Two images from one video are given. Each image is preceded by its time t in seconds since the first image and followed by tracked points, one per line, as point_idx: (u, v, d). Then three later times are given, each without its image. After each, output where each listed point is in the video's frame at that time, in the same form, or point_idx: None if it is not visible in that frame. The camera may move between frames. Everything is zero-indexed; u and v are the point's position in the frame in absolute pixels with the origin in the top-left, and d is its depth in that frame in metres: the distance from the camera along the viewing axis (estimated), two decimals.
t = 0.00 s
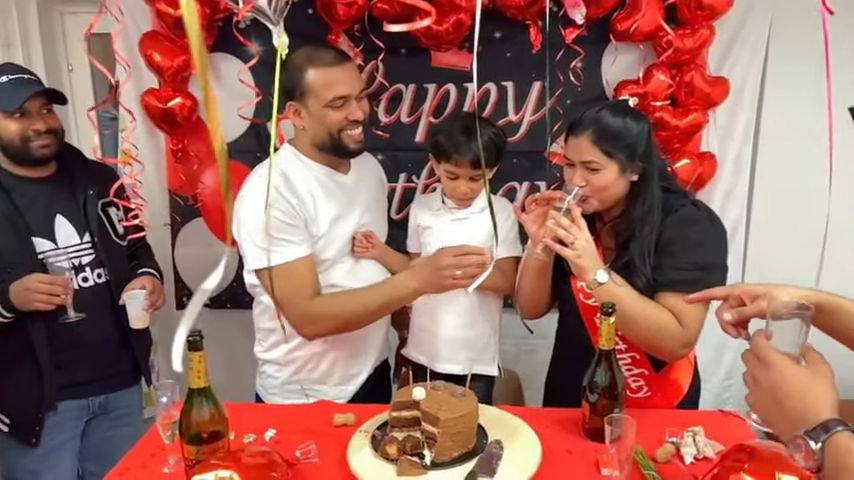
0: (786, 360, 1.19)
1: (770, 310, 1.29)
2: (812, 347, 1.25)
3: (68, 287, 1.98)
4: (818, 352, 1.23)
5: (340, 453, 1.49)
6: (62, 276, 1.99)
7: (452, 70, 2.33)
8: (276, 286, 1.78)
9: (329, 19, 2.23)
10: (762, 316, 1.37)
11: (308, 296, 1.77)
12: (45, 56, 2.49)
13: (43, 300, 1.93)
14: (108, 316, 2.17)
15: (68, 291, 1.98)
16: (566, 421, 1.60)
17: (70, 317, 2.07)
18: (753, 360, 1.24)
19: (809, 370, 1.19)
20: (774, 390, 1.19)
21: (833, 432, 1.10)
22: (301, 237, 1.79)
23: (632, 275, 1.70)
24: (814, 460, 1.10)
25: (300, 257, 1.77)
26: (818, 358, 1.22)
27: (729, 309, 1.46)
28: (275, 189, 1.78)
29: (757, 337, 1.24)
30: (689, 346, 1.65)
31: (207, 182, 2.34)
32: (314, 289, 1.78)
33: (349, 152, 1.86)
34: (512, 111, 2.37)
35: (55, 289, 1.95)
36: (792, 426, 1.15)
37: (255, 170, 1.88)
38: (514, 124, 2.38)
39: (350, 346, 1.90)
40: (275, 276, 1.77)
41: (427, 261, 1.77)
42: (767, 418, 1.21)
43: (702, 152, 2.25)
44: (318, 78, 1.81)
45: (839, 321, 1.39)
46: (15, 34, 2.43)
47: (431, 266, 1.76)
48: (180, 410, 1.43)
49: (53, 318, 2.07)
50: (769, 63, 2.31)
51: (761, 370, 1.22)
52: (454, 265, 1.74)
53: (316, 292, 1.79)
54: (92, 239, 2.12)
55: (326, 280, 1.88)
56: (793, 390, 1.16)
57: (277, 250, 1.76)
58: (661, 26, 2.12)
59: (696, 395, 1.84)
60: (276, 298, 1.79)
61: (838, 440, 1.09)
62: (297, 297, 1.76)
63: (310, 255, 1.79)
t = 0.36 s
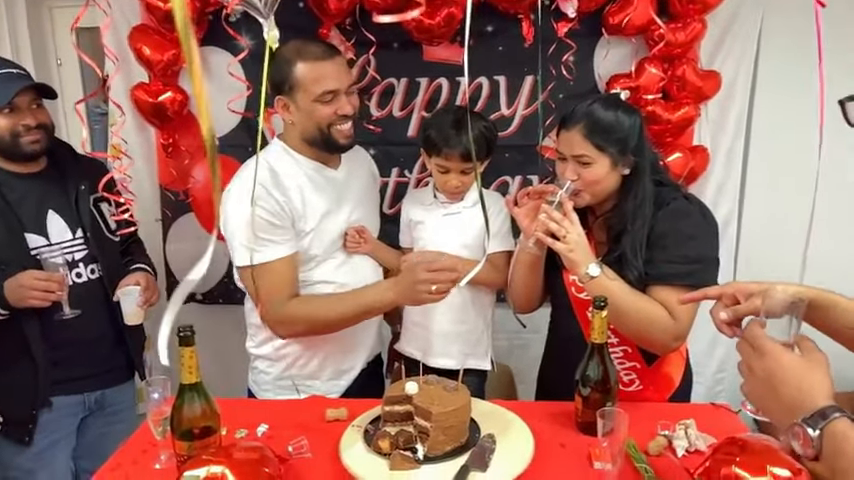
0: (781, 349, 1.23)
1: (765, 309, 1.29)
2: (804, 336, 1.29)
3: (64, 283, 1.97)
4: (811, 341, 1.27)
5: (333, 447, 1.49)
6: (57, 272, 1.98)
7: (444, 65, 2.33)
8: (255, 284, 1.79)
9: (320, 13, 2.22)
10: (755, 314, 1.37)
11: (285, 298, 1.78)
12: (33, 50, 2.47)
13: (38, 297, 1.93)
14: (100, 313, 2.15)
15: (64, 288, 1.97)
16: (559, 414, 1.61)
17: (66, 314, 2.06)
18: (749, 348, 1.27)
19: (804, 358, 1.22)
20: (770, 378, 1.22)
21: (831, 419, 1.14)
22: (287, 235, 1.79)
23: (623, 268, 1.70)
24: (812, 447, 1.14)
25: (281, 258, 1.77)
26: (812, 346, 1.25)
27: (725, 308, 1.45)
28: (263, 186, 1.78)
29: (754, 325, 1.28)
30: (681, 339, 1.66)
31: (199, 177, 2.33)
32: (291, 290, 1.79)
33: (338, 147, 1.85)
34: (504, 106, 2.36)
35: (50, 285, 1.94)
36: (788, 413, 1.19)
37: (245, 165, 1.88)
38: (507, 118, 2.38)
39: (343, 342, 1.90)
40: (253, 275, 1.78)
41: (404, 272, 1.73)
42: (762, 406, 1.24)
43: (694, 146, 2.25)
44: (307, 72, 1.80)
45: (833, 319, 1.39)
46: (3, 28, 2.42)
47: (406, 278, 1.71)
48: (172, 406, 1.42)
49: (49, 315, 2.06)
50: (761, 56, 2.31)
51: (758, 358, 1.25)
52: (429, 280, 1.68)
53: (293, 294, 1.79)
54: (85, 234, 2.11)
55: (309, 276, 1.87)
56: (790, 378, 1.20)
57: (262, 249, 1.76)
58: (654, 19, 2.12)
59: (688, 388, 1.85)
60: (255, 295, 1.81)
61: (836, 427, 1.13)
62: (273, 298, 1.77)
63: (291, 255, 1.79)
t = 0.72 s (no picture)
0: (776, 336, 1.19)
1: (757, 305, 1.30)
2: (799, 324, 1.25)
3: (58, 278, 1.96)
4: (806, 328, 1.23)
5: (324, 442, 1.49)
6: (51, 267, 1.98)
7: (438, 58, 2.32)
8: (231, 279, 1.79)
9: (312, 6, 2.20)
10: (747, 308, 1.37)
11: (260, 296, 1.78)
12: (23, 44, 2.46)
13: (33, 293, 1.92)
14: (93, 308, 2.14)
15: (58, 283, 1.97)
16: (552, 408, 1.61)
17: (60, 310, 2.04)
18: (743, 337, 1.23)
19: (799, 345, 1.18)
20: (767, 366, 1.18)
21: (830, 405, 1.09)
22: (272, 233, 1.78)
23: (616, 261, 1.70)
24: (810, 434, 1.09)
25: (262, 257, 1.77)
26: (806, 333, 1.21)
27: (719, 304, 1.44)
28: (250, 183, 1.76)
29: (747, 313, 1.24)
30: (674, 332, 1.66)
31: (190, 171, 2.32)
32: (267, 289, 1.79)
33: (328, 141, 1.85)
34: (497, 99, 2.36)
35: (45, 281, 1.93)
36: (787, 400, 1.15)
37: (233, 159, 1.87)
38: (500, 112, 2.37)
39: (335, 336, 1.90)
40: (230, 270, 1.78)
41: (386, 285, 1.75)
42: (758, 394, 1.20)
43: (687, 140, 2.25)
44: (296, 66, 1.80)
45: (824, 313, 1.40)
46: None
47: (387, 292, 1.73)
48: (163, 401, 1.41)
49: (43, 311, 2.05)
50: (754, 50, 2.31)
51: (753, 346, 1.21)
52: (408, 297, 1.70)
53: (270, 294, 1.79)
54: (77, 229, 2.10)
55: (293, 273, 1.87)
56: (787, 365, 1.16)
57: (246, 247, 1.75)
58: (647, 12, 2.12)
59: (680, 381, 1.85)
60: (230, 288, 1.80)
61: (835, 413, 1.08)
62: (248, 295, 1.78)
63: (271, 255, 1.78)
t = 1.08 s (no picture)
0: (768, 324, 1.18)
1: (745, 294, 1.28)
2: (788, 313, 1.24)
3: (47, 276, 1.96)
4: (796, 316, 1.23)
5: (312, 438, 1.48)
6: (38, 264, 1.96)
7: (426, 52, 2.31)
8: (205, 272, 1.80)
9: None
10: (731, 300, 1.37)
11: (234, 291, 1.80)
12: (6, 37, 2.43)
13: (21, 291, 1.90)
14: (79, 305, 2.12)
15: (46, 281, 1.96)
16: (540, 402, 1.61)
17: (49, 307, 2.05)
18: (735, 326, 1.22)
19: (791, 332, 1.18)
20: (760, 354, 1.17)
21: (823, 390, 1.09)
22: (252, 231, 1.80)
23: (604, 256, 1.70)
24: (804, 419, 1.09)
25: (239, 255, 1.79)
26: (797, 321, 1.21)
27: (704, 295, 1.44)
28: (232, 180, 1.76)
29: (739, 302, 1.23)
30: (661, 326, 1.66)
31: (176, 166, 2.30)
32: (241, 286, 1.81)
33: (312, 136, 1.85)
34: (486, 93, 2.35)
35: (33, 278, 1.92)
36: (780, 388, 1.14)
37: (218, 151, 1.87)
38: (488, 107, 2.36)
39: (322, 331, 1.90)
40: (206, 264, 1.80)
41: (362, 299, 1.78)
42: (750, 382, 1.20)
43: (675, 134, 2.25)
44: (280, 60, 1.79)
45: (811, 306, 1.40)
46: None
47: (363, 306, 1.76)
48: (148, 398, 1.40)
49: (30, 308, 2.04)
50: (742, 43, 2.31)
51: (746, 334, 1.20)
52: (385, 315, 1.73)
53: (244, 290, 1.82)
54: (63, 225, 2.08)
55: (275, 268, 1.88)
56: (779, 353, 1.15)
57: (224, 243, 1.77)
58: (635, 7, 2.11)
59: (668, 375, 1.85)
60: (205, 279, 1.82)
61: (829, 397, 1.09)
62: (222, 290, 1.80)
63: (247, 252, 1.80)
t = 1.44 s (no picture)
0: (755, 314, 1.15)
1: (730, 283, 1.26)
2: (772, 304, 1.21)
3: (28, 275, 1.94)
4: (784, 306, 1.19)
5: (295, 436, 1.47)
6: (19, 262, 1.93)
7: (410, 47, 2.30)
8: (179, 266, 1.83)
9: None
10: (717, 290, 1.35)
11: (207, 288, 1.81)
12: None
13: (3, 290, 1.89)
14: (59, 302, 2.09)
15: (27, 280, 1.93)
16: (524, 398, 1.60)
17: (30, 306, 2.02)
18: (722, 316, 1.19)
19: (779, 321, 1.14)
20: (747, 343, 1.14)
21: (811, 378, 1.05)
22: (227, 229, 1.81)
23: (587, 252, 1.70)
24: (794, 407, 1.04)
25: (214, 252, 1.80)
26: (784, 310, 1.18)
27: (686, 288, 1.45)
28: (210, 177, 1.78)
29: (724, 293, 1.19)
30: (644, 321, 1.66)
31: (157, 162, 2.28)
32: (215, 283, 1.82)
33: (291, 133, 1.84)
34: (471, 89, 2.34)
35: (15, 277, 1.90)
36: (768, 377, 1.11)
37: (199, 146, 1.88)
38: (472, 103, 2.35)
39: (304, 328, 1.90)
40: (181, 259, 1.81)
41: (335, 309, 1.80)
42: (739, 372, 1.17)
43: (658, 131, 2.26)
44: (260, 55, 1.78)
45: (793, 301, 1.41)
46: None
47: (336, 316, 1.79)
48: (127, 397, 1.39)
49: (11, 307, 2.01)
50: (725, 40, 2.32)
51: (732, 324, 1.17)
52: (358, 327, 1.77)
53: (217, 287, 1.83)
54: (43, 221, 2.05)
55: (253, 265, 1.88)
56: (767, 342, 1.12)
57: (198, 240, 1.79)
58: (618, 3, 2.11)
59: (652, 371, 1.85)
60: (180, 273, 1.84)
61: (818, 385, 1.04)
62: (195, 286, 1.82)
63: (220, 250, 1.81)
